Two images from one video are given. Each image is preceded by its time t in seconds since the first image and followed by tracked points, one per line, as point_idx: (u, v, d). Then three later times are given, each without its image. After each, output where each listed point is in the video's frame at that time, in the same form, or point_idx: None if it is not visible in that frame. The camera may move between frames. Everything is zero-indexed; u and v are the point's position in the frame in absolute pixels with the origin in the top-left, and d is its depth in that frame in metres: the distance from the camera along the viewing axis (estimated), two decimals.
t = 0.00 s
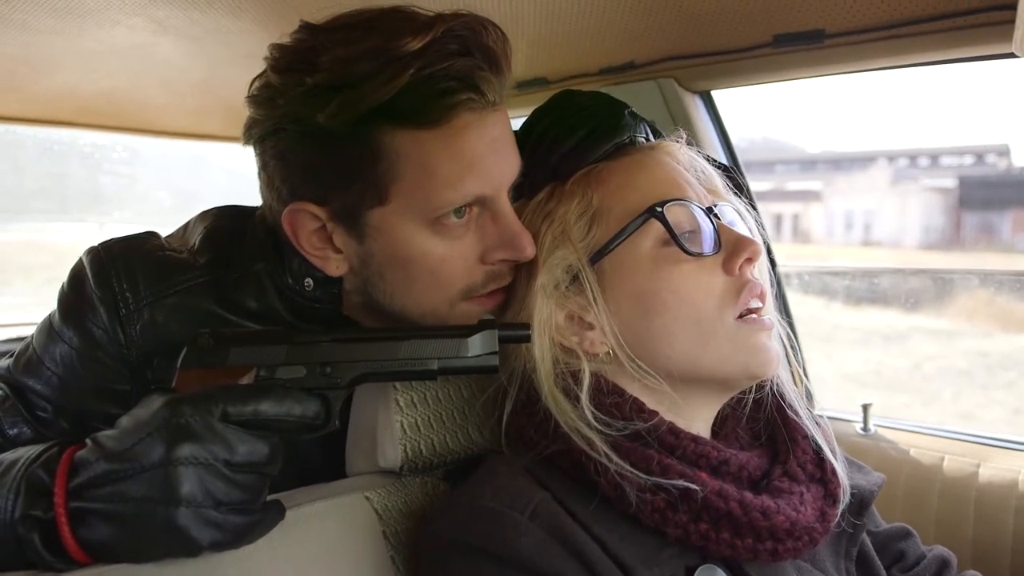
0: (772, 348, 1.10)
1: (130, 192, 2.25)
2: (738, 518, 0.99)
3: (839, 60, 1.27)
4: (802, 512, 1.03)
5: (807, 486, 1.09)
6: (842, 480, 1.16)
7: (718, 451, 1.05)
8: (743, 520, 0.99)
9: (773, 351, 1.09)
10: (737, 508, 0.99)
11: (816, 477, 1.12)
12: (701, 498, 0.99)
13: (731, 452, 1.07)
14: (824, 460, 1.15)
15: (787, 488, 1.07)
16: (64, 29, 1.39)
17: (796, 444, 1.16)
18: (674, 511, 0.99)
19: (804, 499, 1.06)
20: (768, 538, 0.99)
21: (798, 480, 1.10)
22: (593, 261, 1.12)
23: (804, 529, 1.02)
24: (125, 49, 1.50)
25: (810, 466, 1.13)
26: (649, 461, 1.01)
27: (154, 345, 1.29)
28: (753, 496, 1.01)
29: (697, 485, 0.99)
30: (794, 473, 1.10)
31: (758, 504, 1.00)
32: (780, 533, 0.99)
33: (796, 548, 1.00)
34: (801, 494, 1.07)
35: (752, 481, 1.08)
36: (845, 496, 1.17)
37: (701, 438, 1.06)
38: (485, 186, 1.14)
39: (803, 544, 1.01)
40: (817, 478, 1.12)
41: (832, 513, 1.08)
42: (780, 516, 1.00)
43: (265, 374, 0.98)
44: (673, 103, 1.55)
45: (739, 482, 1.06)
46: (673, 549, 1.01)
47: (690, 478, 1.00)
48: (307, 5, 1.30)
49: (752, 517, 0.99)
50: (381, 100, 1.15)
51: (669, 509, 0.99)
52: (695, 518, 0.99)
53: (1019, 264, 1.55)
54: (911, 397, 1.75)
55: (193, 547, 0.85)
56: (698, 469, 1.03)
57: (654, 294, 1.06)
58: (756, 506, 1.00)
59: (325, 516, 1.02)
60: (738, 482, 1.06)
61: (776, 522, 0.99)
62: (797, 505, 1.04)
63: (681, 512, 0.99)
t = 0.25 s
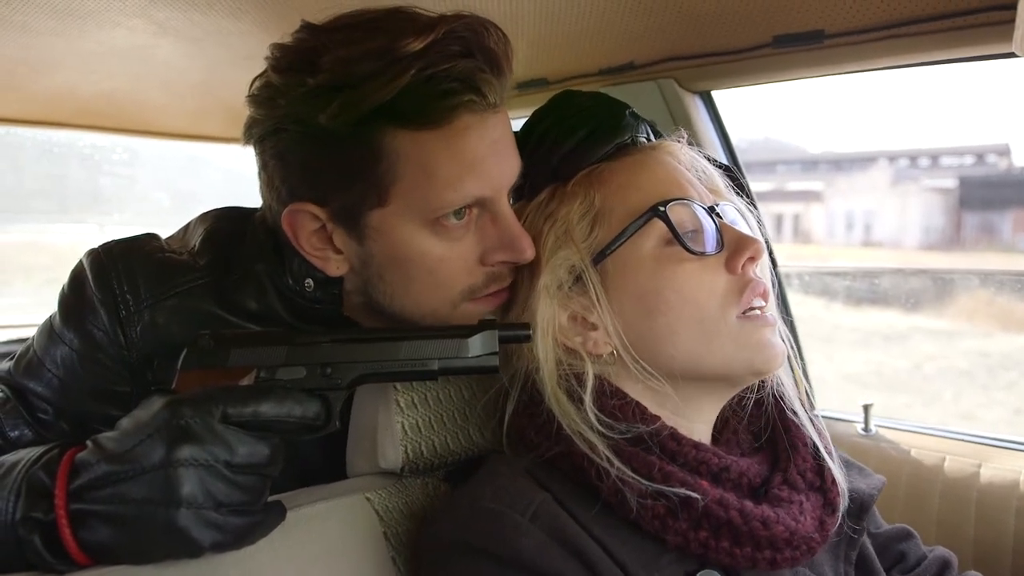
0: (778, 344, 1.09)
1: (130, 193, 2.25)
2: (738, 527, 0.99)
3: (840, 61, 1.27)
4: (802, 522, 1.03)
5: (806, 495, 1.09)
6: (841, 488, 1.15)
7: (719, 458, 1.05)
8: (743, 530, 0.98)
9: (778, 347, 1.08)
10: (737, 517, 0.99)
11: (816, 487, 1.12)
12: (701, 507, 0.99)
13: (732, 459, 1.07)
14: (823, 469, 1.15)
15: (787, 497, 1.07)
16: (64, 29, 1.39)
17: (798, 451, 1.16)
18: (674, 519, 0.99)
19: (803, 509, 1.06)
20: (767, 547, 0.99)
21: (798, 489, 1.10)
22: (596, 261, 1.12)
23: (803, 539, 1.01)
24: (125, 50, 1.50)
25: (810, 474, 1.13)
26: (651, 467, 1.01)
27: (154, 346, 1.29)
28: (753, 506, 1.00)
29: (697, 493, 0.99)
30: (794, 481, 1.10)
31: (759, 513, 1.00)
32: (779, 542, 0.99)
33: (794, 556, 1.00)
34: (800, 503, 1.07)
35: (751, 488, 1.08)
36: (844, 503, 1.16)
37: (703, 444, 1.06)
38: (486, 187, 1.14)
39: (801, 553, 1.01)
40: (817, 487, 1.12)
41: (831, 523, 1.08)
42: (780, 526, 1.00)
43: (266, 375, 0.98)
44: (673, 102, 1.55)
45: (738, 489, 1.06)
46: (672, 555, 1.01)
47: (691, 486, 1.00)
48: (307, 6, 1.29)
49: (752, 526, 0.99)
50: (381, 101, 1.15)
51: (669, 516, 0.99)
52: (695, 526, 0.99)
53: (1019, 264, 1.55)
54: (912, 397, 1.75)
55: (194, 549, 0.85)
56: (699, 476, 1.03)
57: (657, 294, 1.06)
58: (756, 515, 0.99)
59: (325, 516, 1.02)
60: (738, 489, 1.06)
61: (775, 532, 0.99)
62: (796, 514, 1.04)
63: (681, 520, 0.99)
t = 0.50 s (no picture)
0: (779, 350, 1.09)
1: (132, 196, 2.25)
2: (740, 528, 0.98)
3: (841, 65, 1.27)
4: (804, 523, 1.03)
5: (809, 496, 1.09)
6: (844, 488, 1.15)
7: (721, 459, 1.05)
8: (745, 530, 0.98)
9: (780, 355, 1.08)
10: (739, 518, 0.98)
11: (818, 488, 1.12)
12: (703, 508, 0.99)
13: (734, 460, 1.07)
14: (826, 471, 1.14)
15: (790, 498, 1.06)
16: (67, 34, 1.39)
17: (800, 453, 1.16)
18: (676, 520, 0.99)
19: (805, 509, 1.05)
20: (769, 548, 0.99)
21: (800, 490, 1.09)
22: (597, 266, 1.12)
23: (805, 539, 1.01)
24: (128, 54, 1.50)
25: (812, 476, 1.12)
26: (653, 469, 1.01)
27: (156, 351, 1.29)
28: (755, 506, 1.00)
29: (700, 494, 0.99)
30: (796, 483, 1.10)
31: (761, 514, 1.00)
32: (781, 543, 0.99)
33: (797, 557, 1.00)
34: (803, 504, 1.06)
35: (753, 490, 1.08)
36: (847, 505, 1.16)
37: (704, 445, 1.06)
38: (488, 193, 1.14)
39: (803, 554, 1.01)
40: (819, 488, 1.12)
41: (834, 524, 1.07)
42: (782, 526, 1.00)
43: (267, 380, 0.97)
44: (675, 106, 1.55)
45: (740, 491, 1.06)
46: (675, 555, 1.01)
47: (693, 487, 0.99)
48: (309, 11, 1.30)
49: (754, 527, 0.99)
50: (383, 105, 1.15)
51: (671, 517, 0.99)
52: (698, 526, 0.98)
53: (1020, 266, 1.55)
54: (913, 400, 1.75)
55: (195, 554, 0.85)
56: (701, 478, 1.03)
57: (659, 298, 1.07)
58: (758, 516, 0.99)
59: (327, 520, 1.02)
60: (740, 490, 1.06)
61: (778, 533, 0.99)
62: (799, 515, 1.04)
63: (683, 521, 0.99)
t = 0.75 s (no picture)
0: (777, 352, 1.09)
1: (133, 197, 2.26)
2: (742, 518, 0.98)
3: (840, 65, 1.27)
4: (806, 513, 1.02)
5: (811, 487, 1.09)
6: (847, 481, 1.15)
7: (722, 452, 1.05)
8: (747, 520, 0.98)
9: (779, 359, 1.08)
10: (740, 508, 0.98)
11: (820, 480, 1.11)
12: (705, 498, 0.99)
13: (734, 454, 1.07)
14: (827, 464, 1.14)
15: (791, 489, 1.06)
16: (67, 34, 1.39)
17: (801, 447, 1.16)
18: (678, 512, 0.99)
19: (807, 500, 1.05)
20: (772, 538, 0.98)
21: (802, 482, 1.09)
22: (596, 267, 1.12)
23: (808, 530, 1.01)
24: (128, 54, 1.51)
25: (814, 469, 1.12)
26: (653, 461, 1.01)
27: (156, 351, 1.29)
28: (757, 497, 1.00)
29: (701, 485, 0.99)
30: (797, 475, 1.10)
31: (763, 504, 1.00)
32: (784, 533, 0.99)
33: (800, 548, 1.00)
34: (804, 495, 1.06)
35: (755, 482, 1.08)
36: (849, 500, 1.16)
37: (705, 438, 1.06)
38: (488, 193, 1.14)
39: (807, 545, 1.01)
40: (821, 480, 1.12)
41: (837, 515, 1.07)
42: (784, 516, 1.00)
43: (267, 380, 0.97)
44: (674, 106, 1.55)
45: (741, 484, 1.06)
46: (677, 548, 1.01)
47: (694, 478, 1.00)
48: (310, 11, 1.30)
49: (756, 517, 0.98)
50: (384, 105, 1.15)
51: (673, 509, 0.99)
52: (699, 518, 0.98)
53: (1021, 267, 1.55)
54: (912, 400, 1.75)
55: (195, 553, 0.85)
56: (702, 470, 1.03)
57: (658, 296, 1.07)
58: (759, 506, 0.99)
59: (327, 519, 1.02)
60: (741, 483, 1.06)
61: (780, 523, 0.99)
62: (801, 506, 1.03)
63: (685, 512, 0.99)
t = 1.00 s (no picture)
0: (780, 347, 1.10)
1: (133, 196, 2.26)
2: (746, 513, 0.98)
3: (840, 63, 1.27)
4: (809, 508, 1.03)
5: (814, 483, 1.09)
6: (850, 476, 1.15)
7: (725, 447, 1.05)
8: (751, 515, 0.98)
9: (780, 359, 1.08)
10: (744, 503, 0.98)
11: (823, 475, 1.12)
12: (708, 493, 0.99)
13: (737, 449, 1.07)
14: (830, 458, 1.14)
15: (794, 484, 1.06)
16: (67, 33, 1.39)
17: (803, 442, 1.16)
18: (682, 507, 0.99)
19: (811, 495, 1.06)
20: (776, 533, 0.99)
21: (805, 477, 1.09)
22: (596, 267, 1.12)
23: (811, 524, 1.01)
24: (128, 53, 1.50)
25: (816, 464, 1.12)
26: (656, 456, 1.01)
27: (156, 350, 1.29)
28: (760, 491, 1.00)
29: (705, 479, 0.99)
30: (801, 470, 1.10)
31: (766, 499, 1.00)
32: (787, 528, 0.99)
33: (803, 543, 1.00)
34: (808, 489, 1.06)
35: (758, 477, 1.08)
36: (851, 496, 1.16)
37: (707, 433, 1.06)
38: (489, 191, 1.14)
39: (810, 540, 1.01)
40: (823, 475, 1.12)
41: (841, 510, 1.07)
42: (788, 511, 1.00)
43: (267, 378, 0.97)
44: (675, 104, 1.55)
45: (744, 479, 1.06)
46: (682, 544, 1.01)
47: (698, 473, 1.00)
48: (310, 9, 1.30)
49: (759, 512, 0.98)
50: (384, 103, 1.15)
51: (677, 505, 0.99)
52: (703, 513, 0.99)
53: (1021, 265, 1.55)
54: (913, 399, 1.75)
55: (196, 552, 0.85)
56: (705, 465, 1.03)
57: (660, 294, 1.07)
58: (763, 500, 0.99)
59: (328, 517, 1.02)
60: (745, 477, 1.06)
61: (783, 517, 0.99)
62: (804, 500, 1.04)
63: (689, 507, 0.99)
